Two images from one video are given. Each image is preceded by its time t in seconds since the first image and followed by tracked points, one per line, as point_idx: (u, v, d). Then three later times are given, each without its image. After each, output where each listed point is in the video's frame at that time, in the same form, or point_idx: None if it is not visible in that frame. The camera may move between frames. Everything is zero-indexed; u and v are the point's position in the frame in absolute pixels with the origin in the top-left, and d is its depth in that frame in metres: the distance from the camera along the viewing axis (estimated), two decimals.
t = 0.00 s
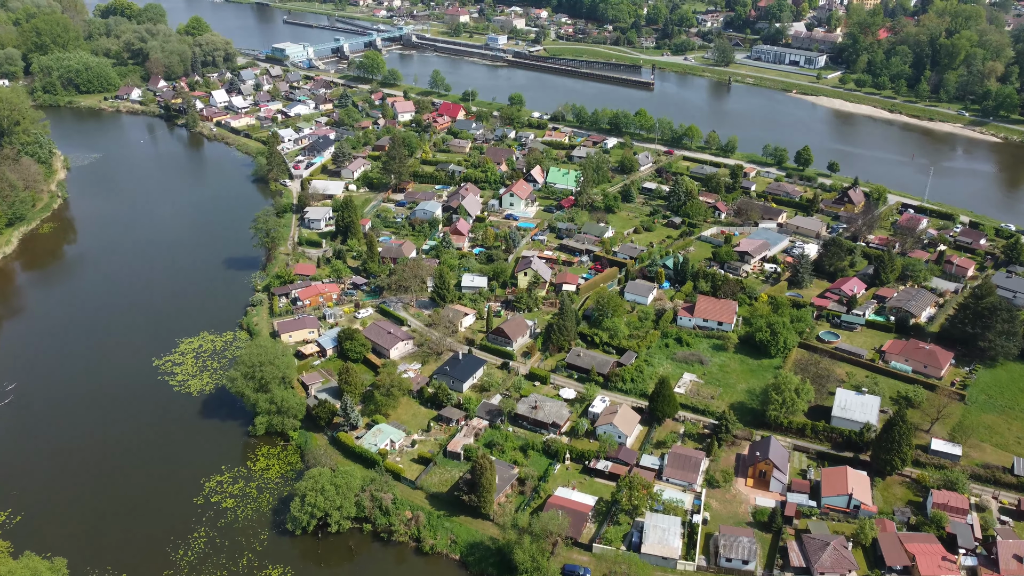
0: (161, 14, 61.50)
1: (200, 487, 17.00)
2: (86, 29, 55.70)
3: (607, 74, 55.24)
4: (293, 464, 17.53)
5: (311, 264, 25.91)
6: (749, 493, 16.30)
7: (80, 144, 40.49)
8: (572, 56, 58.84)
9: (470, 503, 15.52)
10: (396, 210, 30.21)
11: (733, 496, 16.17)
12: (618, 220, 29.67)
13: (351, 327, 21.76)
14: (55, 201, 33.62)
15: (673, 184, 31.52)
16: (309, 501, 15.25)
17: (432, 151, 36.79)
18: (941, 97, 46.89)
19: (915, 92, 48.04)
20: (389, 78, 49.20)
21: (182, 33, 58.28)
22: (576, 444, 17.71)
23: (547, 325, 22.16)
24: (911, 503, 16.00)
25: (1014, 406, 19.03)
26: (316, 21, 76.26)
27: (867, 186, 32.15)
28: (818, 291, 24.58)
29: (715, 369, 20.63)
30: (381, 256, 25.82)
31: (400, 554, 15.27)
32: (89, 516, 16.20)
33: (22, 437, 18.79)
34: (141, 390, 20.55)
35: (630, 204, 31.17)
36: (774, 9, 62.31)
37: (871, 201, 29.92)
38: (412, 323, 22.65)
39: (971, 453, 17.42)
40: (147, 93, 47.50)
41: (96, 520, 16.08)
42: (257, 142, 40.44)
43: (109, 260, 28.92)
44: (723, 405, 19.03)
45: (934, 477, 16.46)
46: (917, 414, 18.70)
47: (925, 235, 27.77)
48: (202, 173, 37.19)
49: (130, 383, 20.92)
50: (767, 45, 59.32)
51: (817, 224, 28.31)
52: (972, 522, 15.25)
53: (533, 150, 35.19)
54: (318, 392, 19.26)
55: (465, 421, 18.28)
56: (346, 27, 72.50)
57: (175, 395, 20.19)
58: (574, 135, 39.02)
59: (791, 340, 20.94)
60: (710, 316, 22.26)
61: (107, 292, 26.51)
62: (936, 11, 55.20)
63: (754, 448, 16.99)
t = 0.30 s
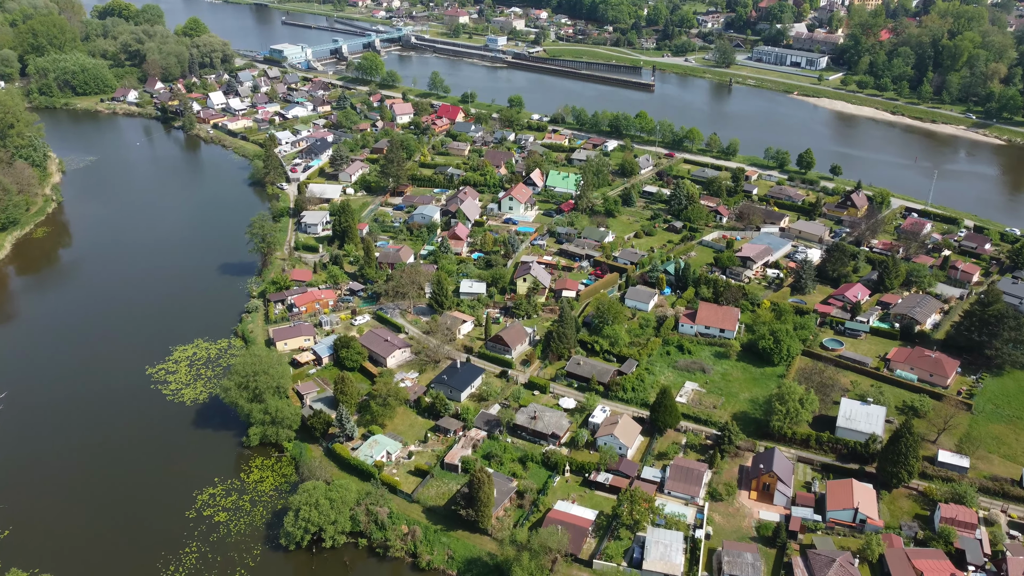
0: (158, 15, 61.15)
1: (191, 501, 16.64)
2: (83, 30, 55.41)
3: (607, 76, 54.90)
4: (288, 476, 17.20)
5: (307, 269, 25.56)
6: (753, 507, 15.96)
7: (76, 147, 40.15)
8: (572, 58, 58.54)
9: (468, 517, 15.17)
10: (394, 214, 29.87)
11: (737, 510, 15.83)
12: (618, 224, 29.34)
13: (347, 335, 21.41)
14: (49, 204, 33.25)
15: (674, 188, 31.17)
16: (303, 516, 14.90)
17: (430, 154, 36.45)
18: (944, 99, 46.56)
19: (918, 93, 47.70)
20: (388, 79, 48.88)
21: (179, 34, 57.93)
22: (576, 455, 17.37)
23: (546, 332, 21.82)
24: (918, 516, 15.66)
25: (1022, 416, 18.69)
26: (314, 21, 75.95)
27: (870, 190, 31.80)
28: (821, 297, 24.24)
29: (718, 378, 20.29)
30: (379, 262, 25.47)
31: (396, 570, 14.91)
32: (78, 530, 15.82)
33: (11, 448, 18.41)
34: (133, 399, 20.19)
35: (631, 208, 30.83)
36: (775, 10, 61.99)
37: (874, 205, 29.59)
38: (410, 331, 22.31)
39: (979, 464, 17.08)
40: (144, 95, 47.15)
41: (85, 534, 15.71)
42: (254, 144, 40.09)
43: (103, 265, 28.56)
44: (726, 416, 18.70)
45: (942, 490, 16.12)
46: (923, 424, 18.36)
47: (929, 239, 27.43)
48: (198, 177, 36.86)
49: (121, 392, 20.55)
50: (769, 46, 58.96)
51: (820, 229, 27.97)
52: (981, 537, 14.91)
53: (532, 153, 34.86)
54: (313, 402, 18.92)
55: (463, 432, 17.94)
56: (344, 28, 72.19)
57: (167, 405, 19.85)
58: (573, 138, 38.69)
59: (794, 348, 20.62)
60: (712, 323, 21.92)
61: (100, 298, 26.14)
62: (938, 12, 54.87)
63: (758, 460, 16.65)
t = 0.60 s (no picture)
0: (156, 16, 60.81)
1: (183, 515, 16.27)
2: (79, 31, 55.06)
3: (607, 77, 54.55)
4: (282, 489, 16.86)
5: (304, 275, 25.19)
6: (757, 521, 15.60)
7: (71, 150, 39.77)
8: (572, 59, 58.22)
9: (465, 533, 14.82)
10: (392, 219, 29.51)
11: (740, 525, 15.48)
12: (618, 228, 28.99)
13: (343, 343, 21.05)
14: (43, 209, 32.90)
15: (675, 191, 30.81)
16: (296, 532, 14.52)
17: (429, 157, 36.09)
18: (947, 100, 46.21)
19: (920, 95, 47.37)
20: (386, 81, 48.52)
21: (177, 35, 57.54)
22: (576, 467, 17.02)
23: (546, 340, 21.46)
24: (926, 531, 15.30)
25: None
26: (313, 22, 75.60)
27: (873, 193, 31.47)
28: (824, 303, 23.88)
29: (720, 387, 19.93)
30: (376, 268, 25.11)
31: None
32: (66, 547, 15.46)
33: None
34: (125, 408, 19.81)
35: (631, 212, 30.48)
36: (777, 11, 61.63)
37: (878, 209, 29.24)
38: (407, 338, 21.95)
39: (987, 477, 16.73)
40: (141, 98, 46.76)
41: (73, 551, 15.35)
42: (251, 147, 39.72)
43: (97, 270, 28.15)
44: (729, 426, 18.35)
45: (950, 504, 15.77)
46: (930, 435, 18.02)
47: (934, 244, 27.08)
48: (195, 179, 36.46)
49: (113, 402, 20.12)
50: (770, 47, 58.59)
51: (823, 233, 27.61)
52: (991, 553, 14.58)
53: (532, 156, 34.53)
54: (308, 413, 18.55)
55: (461, 443, 17.59)
56: (343, 28, 71.85)
57: (159, 415, 19.42)
58: (573, 140, 38.33)
59: (798, 356, 20.27)
60: (714, 331, 21.56)
61: (93, 304, 25.73)
62: (940, 12, 54.53)
63: (762, 473, 16.30)
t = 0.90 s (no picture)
0: (153, 17, 60.47)
1: (173, 531, 15.89)
2: (76, 33, 54.68)
3: (607, 79, 54.15)
4: (275, 503, 16.49)
5: (299, 281, 24.80)
6: (761, 537, 15.23)
7: (67, 153, 39.38)
8: (572, 60, 57.83)
9: (462, 550, 14.44)
10: (390, 223, 29.13)
11: (745, 541, 15.11)
12: (619, 233, 28.61)
13: (339, 351, 20.68)
14: (37, 213, 32.51)
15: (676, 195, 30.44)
16: (289, 550, 14.04)
17: (427, 160, 35.71)
18: (950, 102, 45.82)
19: (923, 97, 46.96)
20: (385, 83, 48.12)
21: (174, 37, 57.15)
22: (576, 481, 16.65)
23: (545, 348, 21.09)
24: (935, 547, 14.93)
25: None
26: (311, 23, 75.20)
27: (876, 197, 31.09)
28: (828, 310, 23.51)
29: (723, 397, 19.56)
30: (372, 274, 24.73)
31: None
32: (54, 564, 15.08)
33: None
34: (115, 419, 19.39)
35: (632, 217, 30.11)
36: (778, 11, 61.23)
37: (881, 213, 28.86)
38: (404, 346, 21.58)
39: (996, 490, 16.37)
40: (137, 100, 46.37)
41: (61, 569, 14.97)
42: (247, 150, 39.32)
43: (90, 276, 27.73)
44: (732, 438, 17.97)
45: (959, 519, 15.41)
46: (937, 447, 17.66)
47: (938, 249, 26.71)
48: (190, 183, 36.06)
49: (103, 413, 19.70)
50: (770, 48, 58.18)
51: (826, 238, 27.23)
52: (1002, 570, 14.15)
53: (532, 160, 34.14)
54: (302, 424, 18.17)
55: (458, 456, 17.21)
56: (342, 29, 71.45)
57: (151, 427, 19.01)
58: (573, 143, 37.95)
59: (801, 365, 19.90)
60: (716, 339, 21.18)
61: (86, 310, 25.32)
62: (943, 14, 54.17)
63: (766, 487, 15.93)
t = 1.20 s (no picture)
0: (150, 18, 60.13)
1: (163, 548, 15.49)
2: (72, 34, 54.29)
3: (607, 81, 53.77)
4: (267, 519, 16.08)
5: (295, 288, 24.40)
6: (766, 554, 14.84)
7: (61, 156, 38.98)
8: (572, 62, 57.47)
9: (459, 569, 14.04)
10: (387, 228, 28.74)
11: (749, 558, 14.72)
12: (619, 238, 28.22)
13: (334, 361, 20.28)
14: (30, 218, 32.11)
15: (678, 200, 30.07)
16: (280, 569, 13.55)
17: (425, 163, 35.32)
18: (953, 104, 45.45)
19: (926, 99, 46.58)
20: (383, 85, 47.73)
21: (171, 38, 56.76)
22: (576, 496, 16.26)
23: (544, 357, 20.70)
24: (944, 565, 14.54)
25: None
26: (310, 24, 74.81)
27: (880, 202, 30.70)
28: (832, 317, 23.11)
29: (726, 408, 19.18)
30: (369, 280, 24.34)
31: None
32: None
33: None
34: (105, 431, 18.96)
35: (632, 221, 29.72)
36: (779, 12, 60.87)
37: (885, 218, 28.46)
38: (401, 355, 21.18)
39: (1007, 505, 15.98)
40: (133, 102, 45.99)
41: None
42: (244, 153, 38.92)
43: (83, 282, 27.30)
44: (735, 450, 17.58)
45: (969, 535, 15.01)
46: (945, 460, 17.28)
47: (944, 254, 26.31)
48: (186, 187, 35.65)
49: (92, 425, 19.25)
50: (771, 49, 57.80)
51: (830, 243, 26.84)
52: None
53: (531, 163, 33.76)
54: (296, 437, 17.76)
55: (455, 470, 16.81)
56: (340, 31, 71.06)
57: (141, 441, 18.55)
58: (573, 146, 37.56)
59: (806, 375, 19.52)
60: (719, 348, 20.80)
61: (77, 317, 24.90)
62: (945, 14, 53.81)
63: (771, 502, 15.54)
